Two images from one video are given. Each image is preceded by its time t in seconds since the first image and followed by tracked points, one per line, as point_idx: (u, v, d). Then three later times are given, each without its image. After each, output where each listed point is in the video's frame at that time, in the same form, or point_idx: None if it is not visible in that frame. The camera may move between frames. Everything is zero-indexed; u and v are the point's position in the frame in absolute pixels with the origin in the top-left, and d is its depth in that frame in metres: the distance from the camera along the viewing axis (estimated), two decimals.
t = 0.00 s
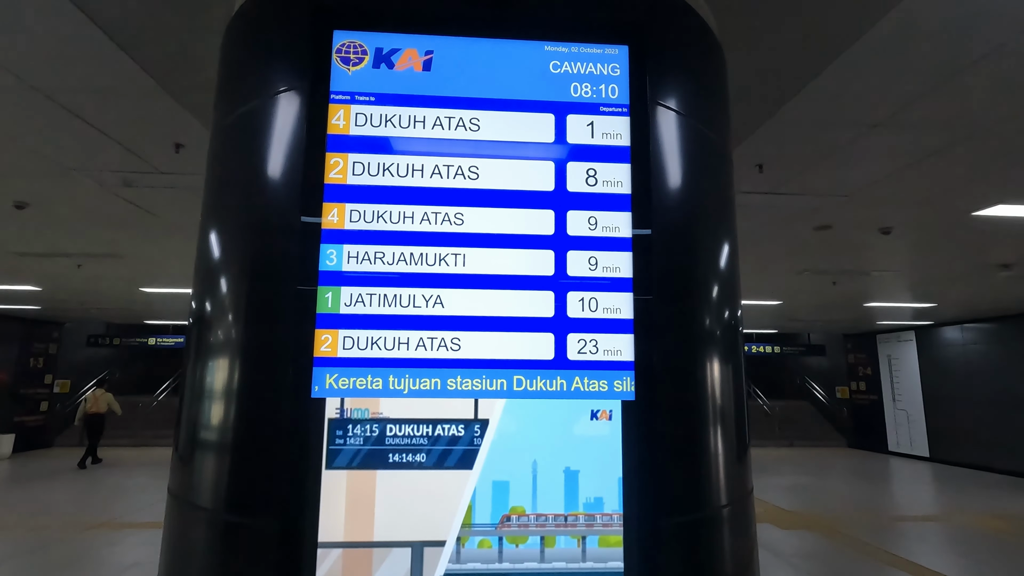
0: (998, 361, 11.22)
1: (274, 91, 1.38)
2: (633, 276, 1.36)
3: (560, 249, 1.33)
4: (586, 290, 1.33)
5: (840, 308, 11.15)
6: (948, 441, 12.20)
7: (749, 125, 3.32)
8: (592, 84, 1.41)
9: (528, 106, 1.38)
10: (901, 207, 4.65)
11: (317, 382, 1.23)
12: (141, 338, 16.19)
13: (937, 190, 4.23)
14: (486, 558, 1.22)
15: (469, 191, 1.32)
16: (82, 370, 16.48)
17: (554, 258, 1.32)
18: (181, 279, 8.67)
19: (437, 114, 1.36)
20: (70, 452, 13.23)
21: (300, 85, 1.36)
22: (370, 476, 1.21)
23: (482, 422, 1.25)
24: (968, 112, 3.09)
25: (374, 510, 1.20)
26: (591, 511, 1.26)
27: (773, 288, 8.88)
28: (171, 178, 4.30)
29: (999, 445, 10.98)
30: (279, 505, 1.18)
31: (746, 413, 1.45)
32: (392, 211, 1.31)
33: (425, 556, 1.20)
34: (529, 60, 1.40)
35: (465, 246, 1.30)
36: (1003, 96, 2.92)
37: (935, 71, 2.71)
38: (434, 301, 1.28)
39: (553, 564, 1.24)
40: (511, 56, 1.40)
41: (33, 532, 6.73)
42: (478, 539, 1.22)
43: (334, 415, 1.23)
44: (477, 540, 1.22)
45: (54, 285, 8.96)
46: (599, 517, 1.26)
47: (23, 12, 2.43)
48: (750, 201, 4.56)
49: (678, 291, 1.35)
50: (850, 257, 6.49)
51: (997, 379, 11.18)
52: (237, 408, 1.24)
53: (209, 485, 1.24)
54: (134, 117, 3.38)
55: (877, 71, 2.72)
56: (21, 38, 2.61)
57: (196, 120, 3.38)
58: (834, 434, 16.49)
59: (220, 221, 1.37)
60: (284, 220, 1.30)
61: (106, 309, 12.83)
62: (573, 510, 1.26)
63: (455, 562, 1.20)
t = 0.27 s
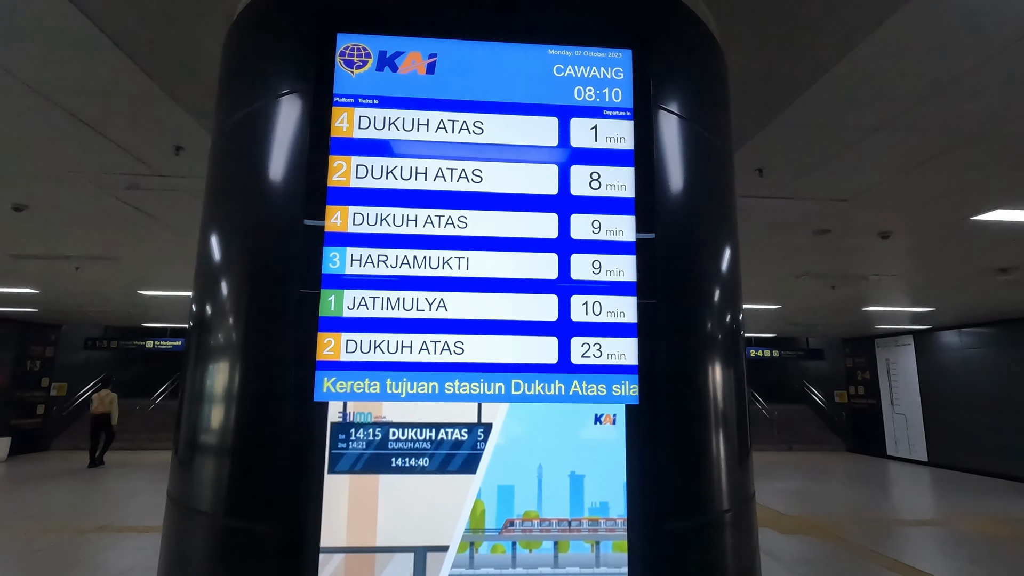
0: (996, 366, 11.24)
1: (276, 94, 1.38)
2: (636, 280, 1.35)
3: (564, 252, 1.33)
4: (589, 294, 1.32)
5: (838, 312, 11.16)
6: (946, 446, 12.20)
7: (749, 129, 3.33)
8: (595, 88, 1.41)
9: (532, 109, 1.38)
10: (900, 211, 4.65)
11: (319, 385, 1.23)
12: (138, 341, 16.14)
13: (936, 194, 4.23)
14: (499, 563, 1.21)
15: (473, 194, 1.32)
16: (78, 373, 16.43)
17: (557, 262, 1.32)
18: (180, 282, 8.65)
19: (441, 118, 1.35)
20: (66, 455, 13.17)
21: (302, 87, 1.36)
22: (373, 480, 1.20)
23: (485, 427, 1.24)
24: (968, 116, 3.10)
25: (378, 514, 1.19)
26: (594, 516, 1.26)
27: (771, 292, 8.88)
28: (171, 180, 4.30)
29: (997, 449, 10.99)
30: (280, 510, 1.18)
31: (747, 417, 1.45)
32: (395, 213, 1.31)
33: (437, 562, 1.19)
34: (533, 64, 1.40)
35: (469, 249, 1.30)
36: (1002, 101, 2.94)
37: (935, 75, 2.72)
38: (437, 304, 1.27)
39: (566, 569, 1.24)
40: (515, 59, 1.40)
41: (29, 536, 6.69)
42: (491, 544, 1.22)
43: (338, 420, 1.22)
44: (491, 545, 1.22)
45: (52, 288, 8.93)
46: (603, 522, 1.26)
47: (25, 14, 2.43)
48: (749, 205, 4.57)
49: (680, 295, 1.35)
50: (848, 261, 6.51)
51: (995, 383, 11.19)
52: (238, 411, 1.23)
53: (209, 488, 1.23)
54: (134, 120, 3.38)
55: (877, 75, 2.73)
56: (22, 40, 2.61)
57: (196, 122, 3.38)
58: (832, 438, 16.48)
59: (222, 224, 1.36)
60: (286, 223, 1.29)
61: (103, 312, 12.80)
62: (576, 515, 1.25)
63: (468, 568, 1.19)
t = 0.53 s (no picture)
0: (989, 369, 11.32)
1: (275, 96, 1.38)
2: (636, 283, 1.36)
3: (564, 255, 1.33)
4: (589, 297, 1.33)
5: (832, 315, 11.22)
6: (939, 448, 12.27)
7: (745, 134, 3.35)
8: (595, 91, 1.42)
9: (532, 112, 1.38)
10: (895, 215, 4.68)
11: (318, 388, 1.22)
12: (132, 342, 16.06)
13: (931, 198, 4.26)
14: (517, 566, 1.22)
15: (473, 196, 1.32)
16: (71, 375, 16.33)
17: (557, 264, 1.32)
18: (175, 283, 8.62)
19: (441, 120, 1.36)
20: (59, 458, 13.09)
21: (301, 89, 1.36)
22: (371, 482, 1.20)
23: (485, 429, 1.24)
24: (962, 121, 3.13)
25: (377, 517, 1.19)
26: (594, 518, 1.26)
27: (766, 295, 8.92)
28: (167, 181, 4.28)
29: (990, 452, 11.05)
30: (277, 513, 1.17)
31: (744, 420, 1.45)
32: (395, 216, 1.31)
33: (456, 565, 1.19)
34: (533, 67, 1.41)
35: (469, 252, 1.30)
36: (994, 106, 2.96)
37: (928, 80, 2.74)
38: (437, 306, 1.27)
39: (585, 571, 1.24)
40: (515, 63, 1.40)
41: (20, 539, 6.63)
42: (510, 546, 1.22)
43: (337, 423, 1.22)
44: (511, 547, 1.22)
45: (46, 289, 8.88)
46: (603, 525, 1.26)
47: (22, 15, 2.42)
48: (746, 208, 4.60)
49: (680, 299, 1.36)
50: (843, 265, 6.55)
51: (988, 386, 11.27)
52: (235, 413, 1.23)
53: (205, 491, 1.23)
54: (131, 121, 3.37)
55: (871, 81, 2.75)
56: (18, 41, 2.60)
57: (193, 123, 3.37)
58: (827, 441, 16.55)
59: (220, 227, 1.36)
60: (285, 226, 1.29)
61: (98, 314, 12.74)
62: (576, 517, 1.25)
63: (485, 571, 1.20)
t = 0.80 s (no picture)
0: (972, 369, 11.49)
1: (267, 94, 1.37)
2: (629, 283, 1.36)
3: (558, 255, 1.33)
4: (582, 296, 1.33)
5: (820, 316, 11.34)
6: (924, 448, 12.44)
7: (735, 136, 3.38)
8: (589, 92, 1.43)
9: (526, 112, 1.38)
10: (882, 217, 4.74)
11: (311, 388, 1.21)
12: (117, 342, 15.87)
13: (917, 201, 4.32)
14: (530, 565, 1.23)
15: (467, 196, 1.32)
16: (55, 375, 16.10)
17: (551, 264, 1.32)
18: (163, 282, 8.53)
19: (436, 120, 1.35)
20: (42, 459, 12.89)
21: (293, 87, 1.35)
22: (365, 481, 1.19)
23: (479, 429, 1.24)
24: (949, 125, 3.18)
25: (370, 517, 1.18)
26: (588, 517, 1.26)
27: (755, 296, 8.99)
28: (154, 178, 4.23)
29: (974, 451, 11.22)
30: (269, 514, 1.16)
31: (735, 420, 1.46)
32: (389, 214, 1.30)
33: (469, 564, 1.20)
34: (528, 67, 1.41)
35: (464, 251, 1.30)
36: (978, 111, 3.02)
37: (917, 84, 2.78)
38: (431, 306, 1.27)
39: (596, 570, 1.25)
40: (510, 63, 1.40)
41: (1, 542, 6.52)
42: (521, 545, 1.23)
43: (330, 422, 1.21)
44: (522, 547, 1.23)
45: (29, 287, 8.75)
46: (596, 524, 1.26)
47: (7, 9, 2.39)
48: (735, 210, 4.63)
49: (672, 299, 1.37)
50: (831, 266, 6.62)
51: (971, 386, 11.44)
52: (225, 414, 1.22)
53: (195, 492, 1.22)
54: (118, 117, 3.33)
55: (859, 84, 2.79)
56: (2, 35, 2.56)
57: (181, 120, 3.34)
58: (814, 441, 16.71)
59: (211, 226, 1.35)
60: (276, 225, 1.28)
61: (83, 313, 12.57)
62: (570, 516, 1.25)
63: (498, 569, 1.21)
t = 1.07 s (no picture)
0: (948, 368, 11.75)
1: (252, 88, 1.35)
2: (617, 281, 1.37)
3: (546, 253, 1.34)
4: (570, 294, 1.33)
5: (801, 316, 11.51)
6: (901, 445, 12.70)
7: (720, 137, 3.41)
8: (578, 90, 1.43)
9: (515, 110, 1.38)
10: (863, 218, 4.83)
11: (297, 385, 1.20)
12: (94, 340, 15.59)
13: (897, 203, 4.40)
14: (539, 562, 1.24)
15: (455, 193, 1.32)
16: (29, 373, 15.73)
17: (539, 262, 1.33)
18: (142, 279, 8.36)
19: (424, 116, 1.35)
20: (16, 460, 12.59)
21: (279, 82, 1.33)
22: (352, 480, 1.19)
23: (467, 427, 1.24)
24: (928, 129, 3.24)
25: (357, 516, 1.17)
26: (575, 514, 1.26)
27: (738, 295, 9.09)
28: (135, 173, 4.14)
29: (949, 448, 11.48)
30: (252, 514, 1.15)
31: (719, 417, 1.48)
32: (378, 211, 1.29)
33: (478, 561, 1.20)
34: (517, 65, 1.41)
35: (451, 248, 1.29)
36: (958, 115, 3.07)
37: (898, 88, 2.83)
38: (419, 303, 1.26)
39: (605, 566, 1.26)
40: (498, 60, 1.40)
41: None
42: (531, 543, 1.24)
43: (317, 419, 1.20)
44: (531, 544, 1.24)
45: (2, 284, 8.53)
46: (583, 521, 1.26)
47: None
48: (720, 211, 4.68)
49: (658, 298, 1.38)
50: (813, 266, 6.71)
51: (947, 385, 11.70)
52: (207, 413, 1.20)
53: (175, 492, 1.20)
54: (97, 109, 3.25)
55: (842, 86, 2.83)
56: None
57: (162, 114, 3.27)
58: (795, 439, 16.96)
59: (193, 222, 1.32)
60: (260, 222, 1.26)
61: (59, 310, 12.30)
62: (558, 514, 1.26)
63: (508, 567, 1.22)
